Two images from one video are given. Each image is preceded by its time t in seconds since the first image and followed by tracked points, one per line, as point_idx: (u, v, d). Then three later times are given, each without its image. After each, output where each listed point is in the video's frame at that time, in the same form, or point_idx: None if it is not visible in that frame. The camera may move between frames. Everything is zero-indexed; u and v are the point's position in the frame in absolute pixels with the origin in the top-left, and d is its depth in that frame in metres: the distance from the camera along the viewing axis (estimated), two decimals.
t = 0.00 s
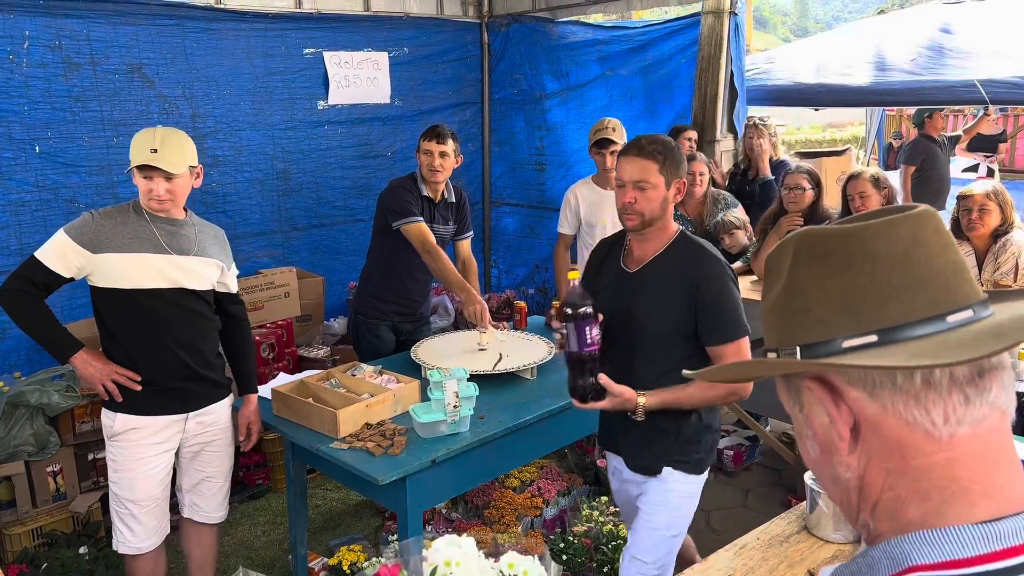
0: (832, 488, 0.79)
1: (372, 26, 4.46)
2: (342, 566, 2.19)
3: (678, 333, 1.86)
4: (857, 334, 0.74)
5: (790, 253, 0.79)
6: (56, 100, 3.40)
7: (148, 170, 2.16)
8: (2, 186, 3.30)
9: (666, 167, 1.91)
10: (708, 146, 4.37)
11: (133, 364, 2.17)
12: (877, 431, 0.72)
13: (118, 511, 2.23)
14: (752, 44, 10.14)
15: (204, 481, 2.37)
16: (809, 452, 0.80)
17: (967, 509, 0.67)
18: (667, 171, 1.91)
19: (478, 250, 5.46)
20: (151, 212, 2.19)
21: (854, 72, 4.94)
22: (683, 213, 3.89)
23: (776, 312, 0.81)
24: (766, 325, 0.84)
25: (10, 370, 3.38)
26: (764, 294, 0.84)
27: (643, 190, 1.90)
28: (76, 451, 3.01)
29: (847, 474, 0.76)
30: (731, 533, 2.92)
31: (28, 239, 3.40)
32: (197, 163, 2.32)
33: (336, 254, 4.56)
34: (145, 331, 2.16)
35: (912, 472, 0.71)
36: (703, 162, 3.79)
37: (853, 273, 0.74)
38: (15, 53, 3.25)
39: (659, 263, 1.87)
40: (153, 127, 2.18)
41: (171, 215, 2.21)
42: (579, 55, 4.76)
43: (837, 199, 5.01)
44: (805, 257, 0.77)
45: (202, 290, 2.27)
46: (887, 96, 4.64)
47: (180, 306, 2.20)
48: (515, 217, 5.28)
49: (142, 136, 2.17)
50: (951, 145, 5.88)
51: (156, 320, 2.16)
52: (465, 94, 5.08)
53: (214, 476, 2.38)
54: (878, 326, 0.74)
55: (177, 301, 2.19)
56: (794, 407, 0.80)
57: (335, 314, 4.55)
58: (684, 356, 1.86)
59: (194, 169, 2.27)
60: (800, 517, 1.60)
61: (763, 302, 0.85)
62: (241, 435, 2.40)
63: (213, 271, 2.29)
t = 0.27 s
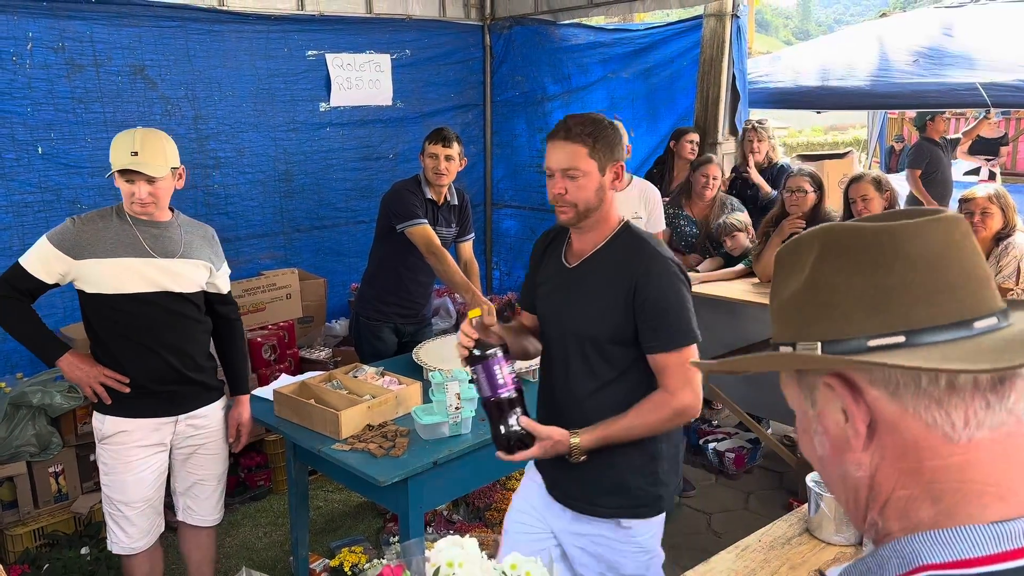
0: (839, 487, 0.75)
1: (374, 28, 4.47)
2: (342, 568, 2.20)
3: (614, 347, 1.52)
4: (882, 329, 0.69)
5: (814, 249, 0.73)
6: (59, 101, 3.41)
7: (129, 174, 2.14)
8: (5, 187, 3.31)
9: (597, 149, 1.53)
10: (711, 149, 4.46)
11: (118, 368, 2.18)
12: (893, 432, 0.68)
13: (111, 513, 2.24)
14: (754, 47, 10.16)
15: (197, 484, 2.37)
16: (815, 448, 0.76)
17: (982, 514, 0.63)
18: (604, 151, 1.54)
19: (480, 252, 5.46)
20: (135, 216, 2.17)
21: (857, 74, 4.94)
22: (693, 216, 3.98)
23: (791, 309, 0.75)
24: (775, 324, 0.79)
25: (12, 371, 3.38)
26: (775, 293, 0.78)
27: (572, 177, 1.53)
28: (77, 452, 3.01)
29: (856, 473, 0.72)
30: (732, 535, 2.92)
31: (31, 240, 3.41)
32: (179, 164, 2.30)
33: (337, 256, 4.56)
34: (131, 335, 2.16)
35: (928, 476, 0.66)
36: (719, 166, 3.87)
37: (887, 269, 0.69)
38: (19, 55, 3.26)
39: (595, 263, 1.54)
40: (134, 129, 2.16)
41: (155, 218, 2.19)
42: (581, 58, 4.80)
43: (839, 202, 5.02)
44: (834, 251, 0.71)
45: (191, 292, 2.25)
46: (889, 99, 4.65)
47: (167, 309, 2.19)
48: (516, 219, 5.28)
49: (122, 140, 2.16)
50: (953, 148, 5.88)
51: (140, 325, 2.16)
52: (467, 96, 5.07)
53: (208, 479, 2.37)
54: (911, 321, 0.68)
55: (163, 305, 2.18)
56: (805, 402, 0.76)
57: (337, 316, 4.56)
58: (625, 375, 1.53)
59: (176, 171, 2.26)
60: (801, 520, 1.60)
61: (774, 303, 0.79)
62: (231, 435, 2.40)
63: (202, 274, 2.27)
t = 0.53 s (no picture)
0: (861, 487, 0.76)
1: (380, 31, 4.49)
2: (347, 569, 2.20)
3: (514, 401, 1.42)
4: (942, 339, 0.69)
5: (874, 240, 0.73)
6: (66, 102, 3.43)
7: (114, 177, 2.15)
8: (13, 187, 3.33)
9: (496, 189, 1.43)
10: (715, 151, 4.60)
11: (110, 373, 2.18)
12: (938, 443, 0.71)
13: (110, 516, 2.25)
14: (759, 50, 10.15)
15: (196, 486, 2.38)
16: (841, 449, 0.76)
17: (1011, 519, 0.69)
18: (506, 190, 1.44)
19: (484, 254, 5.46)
20: (122, 219, 2.18)
21: (863, 77, 4.94)
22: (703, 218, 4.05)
23: (836, 301, 0.74)
24: (805, 314, 0.77)
25: (18, 371, 3.40)
26: (812, 279, 0.77)
27: (470, 219, 1.43)
28: (83, 452, 3.02)
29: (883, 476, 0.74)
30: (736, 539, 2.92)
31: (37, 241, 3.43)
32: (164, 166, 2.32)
33: (342, 258, 4.56)
34: (121, 340, 2.17)
35: (970, 484, 0.70)
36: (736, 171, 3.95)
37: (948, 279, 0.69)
38: (26, 56, 3.28)
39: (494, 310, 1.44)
40: (118, 133, 2.18)
41: (142, 221, 2.19)
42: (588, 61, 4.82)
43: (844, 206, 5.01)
44: (905, 249, 0.71)
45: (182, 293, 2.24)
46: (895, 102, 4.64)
47: (156, 313, 2.19)
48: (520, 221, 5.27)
49: (103, 144, 2.17)
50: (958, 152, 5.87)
51: (130, 330, 2.16)
52: (472, 99, 5.05)
53: (206, 481, 2.38)
54: (969, 335, 0.69)
55: (153, 309, 2.18)
56: (835, 403, 0.76)
57: (341, 317, 4.56)
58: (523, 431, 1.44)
59: (162, 172, 2.27)
60: (805, 523, 1.60)
61: (804, 291, 0.78)
62: (225, 439, 2.40)
63: (192, 275, 2.26)
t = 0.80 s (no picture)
0: (892, 498, 0.81)
1: (392, 33, 4.50)
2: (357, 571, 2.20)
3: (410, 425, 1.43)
4: (975, 347, 0.73)
5: (899, 251, 0.77)
6: (82, 104, 3.46)
7: (110, 181, 2.19)
8: (28, 188, 3.35)
9: (393, 199, 1.36)
10: (728, 154, 4.61)
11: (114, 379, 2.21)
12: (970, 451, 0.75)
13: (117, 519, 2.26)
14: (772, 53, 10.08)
15: (204, 489, 2.37)
16: (872, 461, 0.81)
17: None
18: (409, 199, 1.37)
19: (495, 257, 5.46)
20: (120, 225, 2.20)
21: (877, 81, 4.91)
22: (722, 222, 4.01)
23: (860, 308, 0.79)
24: (828, 323, 0.82)
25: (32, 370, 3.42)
26: (834, 286, 0.81)
27: (367, 231, 1.37)
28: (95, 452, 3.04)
29: (915, 485, 0.79)
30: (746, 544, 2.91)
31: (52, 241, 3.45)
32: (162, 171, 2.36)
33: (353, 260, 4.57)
34: (123, 344, 2.19)
35: (1001, 493, 0.75)
36: (760, 179, 3.82)
37: (972, 288, 0.74)
38: (42, 58, 3.32)
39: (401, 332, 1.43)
40: (114, 138, 2.23)
41: (141, 225, 2.22)
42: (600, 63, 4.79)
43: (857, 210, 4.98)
44: (929, 260, 0.75)
45: (183, 296, 2.26)
46: (909, 105, 4.62)
47: (156, 317, 2.20)
48: (531, 224, 5.27)
49: (100, 150, 2.22)
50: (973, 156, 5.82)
51: (131, 334, 2.18)
52: (484, 102, 5.06)
53: (215, 484, 2.37)
54: (1000, 341, 0.73)
55: (154, 313, 2.20)
56: (866, 415, 0.81)
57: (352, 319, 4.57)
58: (431, 458, 1.43)
59: (159, 176, 2.31)
60: (816, 528, 1.59)
61: (825, 297, 0.82)
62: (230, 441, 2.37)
63: (191, 278, 2.28)
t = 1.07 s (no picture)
0: (918, 508, 0.80)
1: (416, 38, 4.52)
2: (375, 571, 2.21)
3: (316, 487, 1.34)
4: (994, 349, 0.73)
5: (913, 258, 0.77)
6: (110, 107, 3.51)
7: (130, 187, 2.19)
8: (58, 190, 3.42)
9: (285, 260, 1.17)
10: (751, 160, 4.59)
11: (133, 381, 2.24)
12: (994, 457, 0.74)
13: (137, 520, 2.27)
14: (798, 58, 10.02)
15: (223, 490, 2.37)
16: (896, 470, 0.81)
17: None
18: (309, 256, 1.19)
19: (516, 260, 5.47)
20: (139, 228, 2.22)
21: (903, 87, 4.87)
22: (747, 228, 3.97)
23: (877, 316, 0.79)
24: (844, 333, 0.82)
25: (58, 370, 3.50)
26: (848, 295, 0.82)
27: (261, 296, 1.19)
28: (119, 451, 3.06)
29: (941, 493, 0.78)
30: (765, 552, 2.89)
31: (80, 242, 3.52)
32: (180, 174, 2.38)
33: (375, 262, 4.60)
34: (142, 348, 2.22)
35: None
36: (787, 186, 3.81)
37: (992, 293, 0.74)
38: (72, 62, 3.38)
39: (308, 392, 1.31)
40: (132, 142, 2.23)
41: (159, 228, 2.24)
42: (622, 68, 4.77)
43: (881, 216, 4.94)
44: (942, 268, 0.75)
45: (200, 298, 2.29)
46: (936, 111, 4.58)
47: (174, 320, 2.24)
48: (552, 228, 5.28)
49: (118, 157, 2.22)
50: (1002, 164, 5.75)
51: (150, 337, 2.21)
52: (506, 106, 5.08)
53: (234, 484, 2.38)
54: (1019, 344, 0.73)
55: (172, 315, 2.23)
56: (887, 423, 0.81)
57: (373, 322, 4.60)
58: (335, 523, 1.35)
59: (178, 180, 2.32)
60: (837, 535, 1.57)
61: (838, 307, 0.83)
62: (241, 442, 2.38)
63: (208, 280, 2.31)
